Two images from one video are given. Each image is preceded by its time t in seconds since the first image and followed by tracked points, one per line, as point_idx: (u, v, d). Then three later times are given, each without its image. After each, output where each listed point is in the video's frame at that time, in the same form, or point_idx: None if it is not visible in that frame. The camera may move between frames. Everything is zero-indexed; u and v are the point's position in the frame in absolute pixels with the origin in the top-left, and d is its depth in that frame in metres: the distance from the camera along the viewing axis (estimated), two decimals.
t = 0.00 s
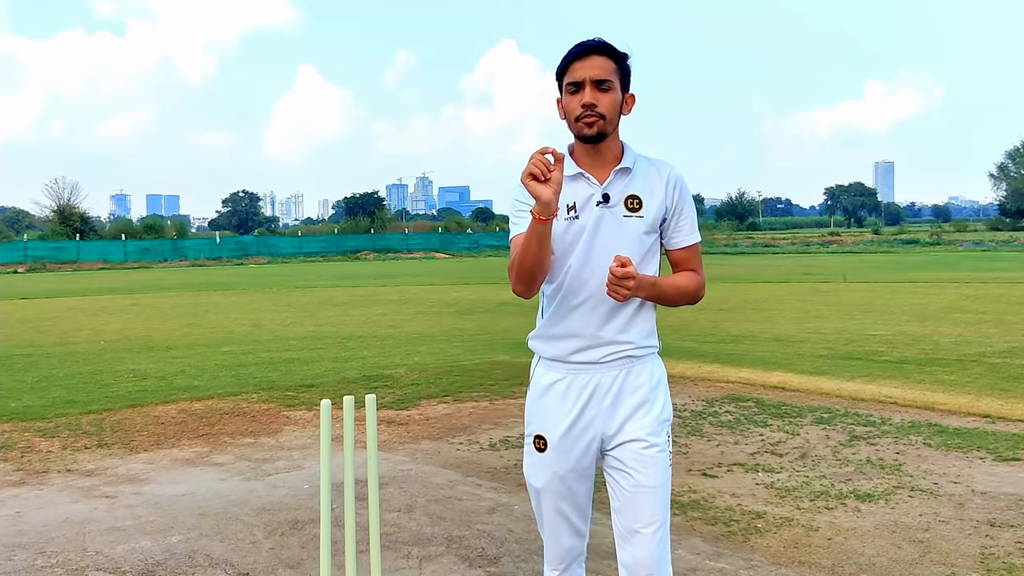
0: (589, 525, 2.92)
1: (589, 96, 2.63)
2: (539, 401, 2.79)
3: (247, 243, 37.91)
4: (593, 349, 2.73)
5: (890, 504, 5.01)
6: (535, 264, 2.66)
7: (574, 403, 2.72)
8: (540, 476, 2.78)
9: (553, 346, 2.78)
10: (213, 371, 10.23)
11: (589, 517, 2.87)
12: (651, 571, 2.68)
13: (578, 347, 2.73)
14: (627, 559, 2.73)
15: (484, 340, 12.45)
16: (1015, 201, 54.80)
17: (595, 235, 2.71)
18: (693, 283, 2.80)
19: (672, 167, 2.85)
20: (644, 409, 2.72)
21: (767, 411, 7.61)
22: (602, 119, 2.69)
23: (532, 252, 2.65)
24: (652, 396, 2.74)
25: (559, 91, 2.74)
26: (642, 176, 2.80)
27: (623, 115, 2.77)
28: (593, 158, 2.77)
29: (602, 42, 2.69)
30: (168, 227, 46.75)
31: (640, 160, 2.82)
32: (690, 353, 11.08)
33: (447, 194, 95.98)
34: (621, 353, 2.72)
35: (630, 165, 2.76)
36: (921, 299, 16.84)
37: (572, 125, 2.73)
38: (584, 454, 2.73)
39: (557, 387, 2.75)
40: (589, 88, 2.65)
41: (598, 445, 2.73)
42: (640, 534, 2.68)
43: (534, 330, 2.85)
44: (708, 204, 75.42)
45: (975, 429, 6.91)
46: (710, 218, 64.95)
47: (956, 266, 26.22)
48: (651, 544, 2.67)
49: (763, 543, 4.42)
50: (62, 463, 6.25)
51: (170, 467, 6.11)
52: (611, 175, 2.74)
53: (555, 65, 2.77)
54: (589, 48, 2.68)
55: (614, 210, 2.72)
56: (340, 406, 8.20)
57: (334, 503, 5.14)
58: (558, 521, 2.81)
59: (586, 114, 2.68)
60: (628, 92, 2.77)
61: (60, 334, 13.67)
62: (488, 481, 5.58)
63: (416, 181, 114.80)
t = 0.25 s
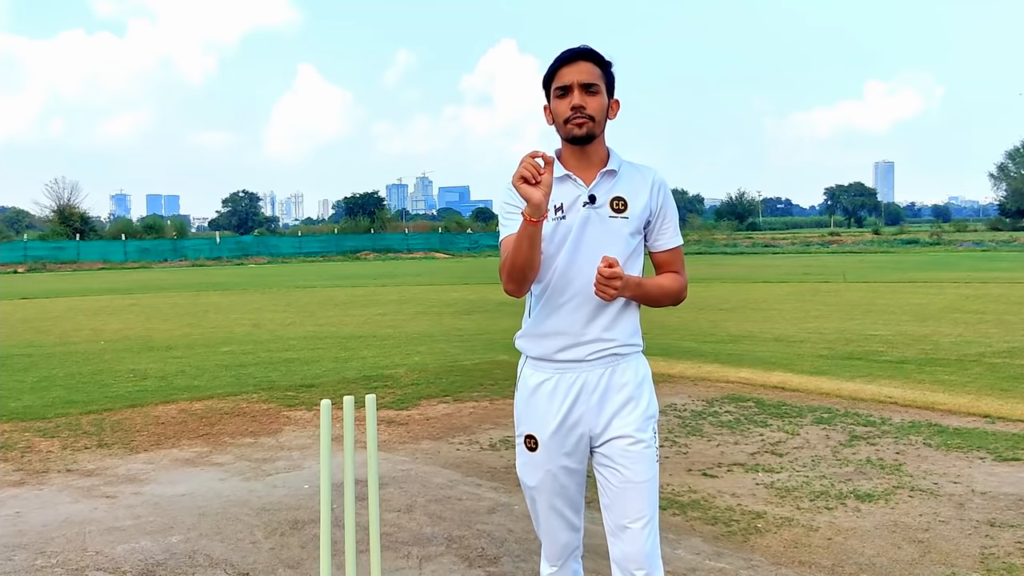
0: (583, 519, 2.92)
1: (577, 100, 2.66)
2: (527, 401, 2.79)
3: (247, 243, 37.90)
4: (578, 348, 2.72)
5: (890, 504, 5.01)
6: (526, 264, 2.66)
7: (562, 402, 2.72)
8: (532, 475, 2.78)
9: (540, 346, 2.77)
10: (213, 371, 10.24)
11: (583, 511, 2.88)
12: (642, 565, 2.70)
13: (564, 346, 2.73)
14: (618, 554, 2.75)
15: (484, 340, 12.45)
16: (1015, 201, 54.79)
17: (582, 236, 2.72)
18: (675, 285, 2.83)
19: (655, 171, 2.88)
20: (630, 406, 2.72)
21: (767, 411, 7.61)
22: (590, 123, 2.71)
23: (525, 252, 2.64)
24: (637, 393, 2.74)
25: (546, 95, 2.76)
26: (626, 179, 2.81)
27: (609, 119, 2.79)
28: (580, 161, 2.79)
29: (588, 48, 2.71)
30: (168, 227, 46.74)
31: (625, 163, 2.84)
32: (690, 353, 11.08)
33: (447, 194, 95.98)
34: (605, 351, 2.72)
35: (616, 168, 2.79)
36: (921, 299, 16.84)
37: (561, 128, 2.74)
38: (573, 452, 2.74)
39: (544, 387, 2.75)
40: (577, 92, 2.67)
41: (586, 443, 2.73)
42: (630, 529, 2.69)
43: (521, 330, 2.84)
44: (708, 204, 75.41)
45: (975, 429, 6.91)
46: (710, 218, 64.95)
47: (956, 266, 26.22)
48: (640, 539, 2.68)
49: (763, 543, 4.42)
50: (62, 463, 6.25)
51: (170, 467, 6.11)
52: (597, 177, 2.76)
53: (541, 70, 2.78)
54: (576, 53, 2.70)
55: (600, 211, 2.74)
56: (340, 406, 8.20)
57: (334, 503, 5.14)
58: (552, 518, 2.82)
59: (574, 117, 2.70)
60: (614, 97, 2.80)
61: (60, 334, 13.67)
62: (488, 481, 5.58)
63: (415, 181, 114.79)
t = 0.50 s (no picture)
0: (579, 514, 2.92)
1: (566, 102, 2.67)
2: (520, 397, 2.78)
3: (247, 243, 37.90)
4: (569, 345, 2.72)
5: (890, 504, 5.01)
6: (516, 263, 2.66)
7: (553, 398, 2.72)
8: (526, 469, 2.78)
9: (532, 342, 2.78)
10: (213, 371, 10.24)
11: (578, 507, 2.87)
12: (635, 559, 2.69)
13: (555, 343, 2.73)
14: (611, 550, 2.74)
15: (484, 340, 12.45)
16: (1015, 201, 54.79)
17: (572, 236, 2.73)
18: (666, 283, 2.82)
19: (645, 172, 2.87)
20: (621, 403, 2.71)
21: (767, 411, 7.61)
22: (579, 124, 2.72)
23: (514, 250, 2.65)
24: (628, 390, 2.74)
25: (536, 98, 2.77)
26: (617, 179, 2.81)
27: (599, 121, 2.80)
28: (571, 161, 2.79)
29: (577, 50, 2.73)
30: (169, 227, 46.74)
31: (616, 164, 2.83)
32: (690, 353, 11.08)
33: (447, 194, 96.01)
34: (596, 348, 2.72)
35: (606, 168, 2.78)
36: (921, 299, 16.84)
37: (551, 131, 2.75)
38: (565, 447, 2.74)
39: (536, 382, 2.75)
40: (566, 94, 2.68)
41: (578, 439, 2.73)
42: (622, 524, 2.69)
43: (514, 328, 2.84)
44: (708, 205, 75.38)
45: (975, 429, 6.91)
46: (710, 218, 64.94)
47: (956, 266, 26.23)
48: (632, 534, 2.68)
49: (763, 543, 4.41)
50: (62, 463, 6.25)
51: (170, 467, 6.11)
52: (587, 178, 2.76)
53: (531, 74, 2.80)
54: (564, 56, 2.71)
55: (590, 212, 2.74)
56: (340, 406, 8.20)
57: (334, 503, 5.14)
58: (547, 513, 2.82)
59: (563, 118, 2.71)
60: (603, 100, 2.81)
61: (60, 334, 13.67)
62: (488, 480, 5.58)
63: (415, 181, 114.79)
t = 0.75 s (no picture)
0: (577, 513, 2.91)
1: (559, 105, 2.68)
2: (516, 395, 2.79)
3: (247, 243, 37.90)
4: (565, 343, 2.72)
5: (890, 504, 5.01)
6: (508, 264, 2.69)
7: (550, 395, 2.72)
8: (523, 466, 2.78)
9: (528, 341, 2.78)
10: (213, 371, 10.24)
11: (575, 505, 2.87)
12: (632, 557, 2.69)
13: (551, 340, 2.73)
14: (608, 547, 2.74)
15: (484, 340, 12.46)
16: (1015, 201, 54.79)
17: (566, 237, 2.73)
18: (660, 281, 2.82)
19: (638, 171, 2.86)
20: (617, 400, 2.71)
21: (767, 411, 7.61)
22: (573, 126, 2.72)
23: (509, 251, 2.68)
24: (625, 388, 2.73)
25: (529, 101, 2.78)
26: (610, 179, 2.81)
27: (591, 123, 2.81)
28: (563, 163, 2.79)
29: (570, 53, 2.73)
30: (169, 227, 46.75)
31: (609, 165, 2.83)
32: (690, 353, 11.09)
33: (447, 194, 96.02)
34: (592, 345, 2.72)
35: (599, 169, 2.79)
36: (921, 299, 16.85)
37: (544, 133, 2.76)
38: (562, 444, 2.74)
39: (533, 380, 2.75)
40: (559, 97, 2.69)
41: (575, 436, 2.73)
42: (619, 521, 2.69)
43: (511, 327, 2.85)
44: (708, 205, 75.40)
45: (975, 429, 6.91)
46: (710, 218, 64.97)
47: (956, 266, 26.23)
48: (629, 531, 2.68)
49: (763, 543, 4.41)
50: (62, 463, 6.25)
51: (171, 467, 6.11)
52: (580, 179, 2.76)
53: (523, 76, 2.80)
54: (557, 58, 2.72)
55: (584, 213, 2.74)
56: (340, 406, 8.21)
57: (334, 503, 5.14)
58: (544, 510, 2.82)
59: (556, 121, 2.72)
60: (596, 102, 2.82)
61: (60, 334, 13.68)
62: (488, 481, 5.58)
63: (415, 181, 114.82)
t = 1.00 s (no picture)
0: (577, 513, 2.91)
1: (564, 109, 2.67)
2: (517, 394, 2.79)
3: (247, 243, 37.91)
4: (566, 343, 2.72)
5: (890, 504, 5.01)
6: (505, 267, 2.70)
7: (551, 394, 2.72)
8: (523, 466, 2.78)
9: (529, 340, 2.78)
10: (213, 371, 10.24)
11: (576, 505, 2.87)
12: (632, 556, 2.69)
13: (552, 339, 2.73)
14: (608, 547, 2.74)
15: (484, 340, 12.46)
16: (1015, 201, 54.75)
17: (565, 238, 2.73)
18: (661, 278, 2.83)
19: (635, 168, 2.87)
20: (619, 400, 2.72)
21: (767, 411, 7.61)
22: (575, 130, 2.72)
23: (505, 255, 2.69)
24: (626, 388, 2.73)
25: (530, 102, 2.76)
26: (608, 179, 2.81)
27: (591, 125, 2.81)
28: (562, 165, 2.79)
29: (572, 55, 2.72)
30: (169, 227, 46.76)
31: (607, 166, 2.84)
32: (690, 353, 11.09)
33: (447, 194, 96.03)
34: (594, 345, 2.72)
35: (597, 171, 2.79)
36: (921, 299, 16.85)
37: (545, 136, 2.75)
38: (563, 444, 2.74)
39: (534, 379, 2.75)
40: (563, 101, 2.69)
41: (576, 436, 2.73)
42: (619, 520, 2.69)
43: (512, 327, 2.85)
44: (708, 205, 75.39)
45: (975, 429, 6.91)
46: (710, 218, 64.97)
47: (956, 266, 26.23)
48: (630, 530, 2.68)
49: (763, 543, 4.41)
50: (62, 463, 6.25)
51: (170, 467, 6.11)
52: (578, 180, 2.76)
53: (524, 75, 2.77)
54: (560, 60, 2.70)
55: (582, 213, 2.74)
56: (340, 406, 8.21)
57: (334, 504, 5.14)
58: (544, 510, 2.82)
59: (559, 124, 2.71)
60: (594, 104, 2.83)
61: (60, 334, 13.68)
62: (488, 481, 5.58)
63: (415, 181, 114.82)
